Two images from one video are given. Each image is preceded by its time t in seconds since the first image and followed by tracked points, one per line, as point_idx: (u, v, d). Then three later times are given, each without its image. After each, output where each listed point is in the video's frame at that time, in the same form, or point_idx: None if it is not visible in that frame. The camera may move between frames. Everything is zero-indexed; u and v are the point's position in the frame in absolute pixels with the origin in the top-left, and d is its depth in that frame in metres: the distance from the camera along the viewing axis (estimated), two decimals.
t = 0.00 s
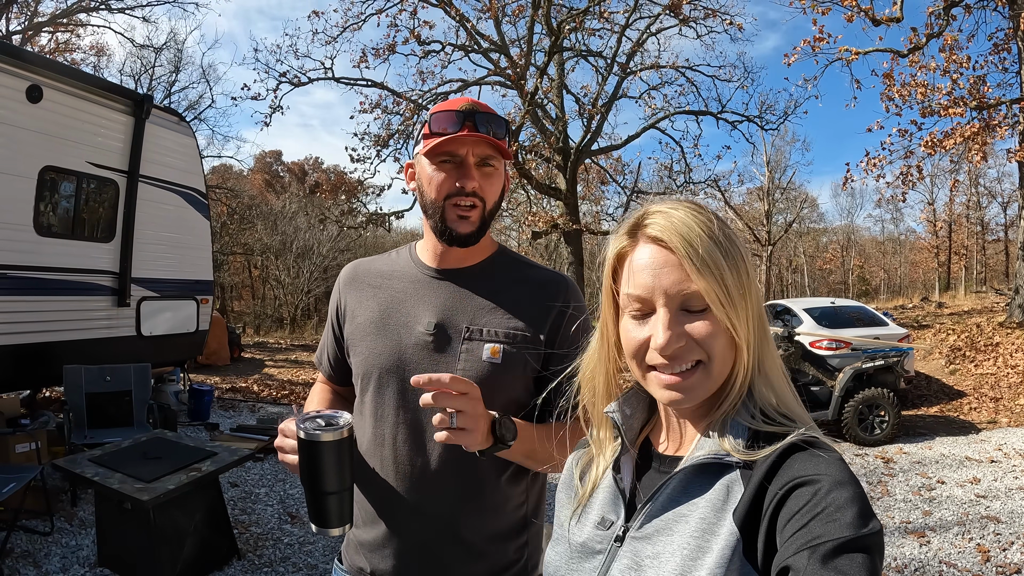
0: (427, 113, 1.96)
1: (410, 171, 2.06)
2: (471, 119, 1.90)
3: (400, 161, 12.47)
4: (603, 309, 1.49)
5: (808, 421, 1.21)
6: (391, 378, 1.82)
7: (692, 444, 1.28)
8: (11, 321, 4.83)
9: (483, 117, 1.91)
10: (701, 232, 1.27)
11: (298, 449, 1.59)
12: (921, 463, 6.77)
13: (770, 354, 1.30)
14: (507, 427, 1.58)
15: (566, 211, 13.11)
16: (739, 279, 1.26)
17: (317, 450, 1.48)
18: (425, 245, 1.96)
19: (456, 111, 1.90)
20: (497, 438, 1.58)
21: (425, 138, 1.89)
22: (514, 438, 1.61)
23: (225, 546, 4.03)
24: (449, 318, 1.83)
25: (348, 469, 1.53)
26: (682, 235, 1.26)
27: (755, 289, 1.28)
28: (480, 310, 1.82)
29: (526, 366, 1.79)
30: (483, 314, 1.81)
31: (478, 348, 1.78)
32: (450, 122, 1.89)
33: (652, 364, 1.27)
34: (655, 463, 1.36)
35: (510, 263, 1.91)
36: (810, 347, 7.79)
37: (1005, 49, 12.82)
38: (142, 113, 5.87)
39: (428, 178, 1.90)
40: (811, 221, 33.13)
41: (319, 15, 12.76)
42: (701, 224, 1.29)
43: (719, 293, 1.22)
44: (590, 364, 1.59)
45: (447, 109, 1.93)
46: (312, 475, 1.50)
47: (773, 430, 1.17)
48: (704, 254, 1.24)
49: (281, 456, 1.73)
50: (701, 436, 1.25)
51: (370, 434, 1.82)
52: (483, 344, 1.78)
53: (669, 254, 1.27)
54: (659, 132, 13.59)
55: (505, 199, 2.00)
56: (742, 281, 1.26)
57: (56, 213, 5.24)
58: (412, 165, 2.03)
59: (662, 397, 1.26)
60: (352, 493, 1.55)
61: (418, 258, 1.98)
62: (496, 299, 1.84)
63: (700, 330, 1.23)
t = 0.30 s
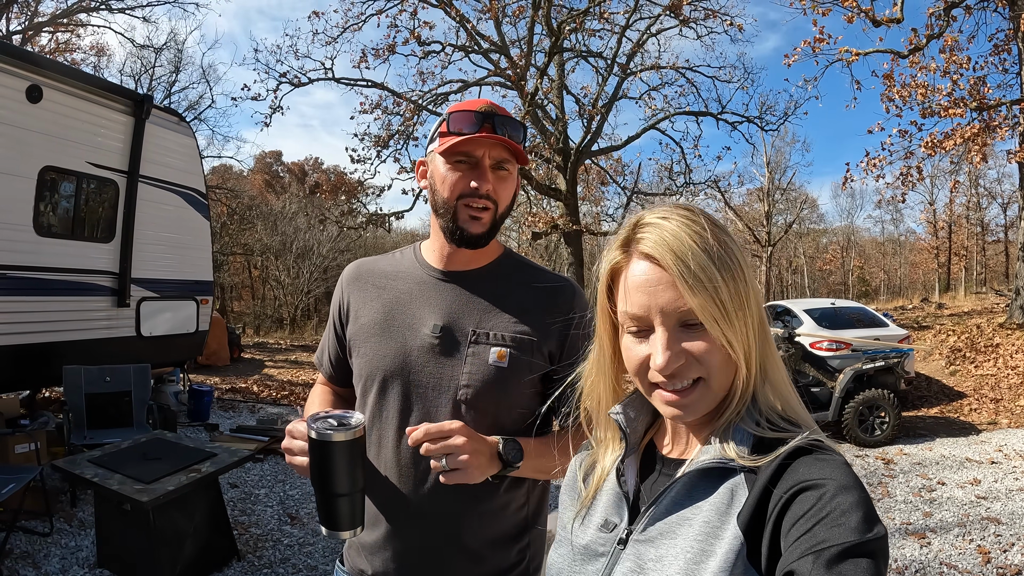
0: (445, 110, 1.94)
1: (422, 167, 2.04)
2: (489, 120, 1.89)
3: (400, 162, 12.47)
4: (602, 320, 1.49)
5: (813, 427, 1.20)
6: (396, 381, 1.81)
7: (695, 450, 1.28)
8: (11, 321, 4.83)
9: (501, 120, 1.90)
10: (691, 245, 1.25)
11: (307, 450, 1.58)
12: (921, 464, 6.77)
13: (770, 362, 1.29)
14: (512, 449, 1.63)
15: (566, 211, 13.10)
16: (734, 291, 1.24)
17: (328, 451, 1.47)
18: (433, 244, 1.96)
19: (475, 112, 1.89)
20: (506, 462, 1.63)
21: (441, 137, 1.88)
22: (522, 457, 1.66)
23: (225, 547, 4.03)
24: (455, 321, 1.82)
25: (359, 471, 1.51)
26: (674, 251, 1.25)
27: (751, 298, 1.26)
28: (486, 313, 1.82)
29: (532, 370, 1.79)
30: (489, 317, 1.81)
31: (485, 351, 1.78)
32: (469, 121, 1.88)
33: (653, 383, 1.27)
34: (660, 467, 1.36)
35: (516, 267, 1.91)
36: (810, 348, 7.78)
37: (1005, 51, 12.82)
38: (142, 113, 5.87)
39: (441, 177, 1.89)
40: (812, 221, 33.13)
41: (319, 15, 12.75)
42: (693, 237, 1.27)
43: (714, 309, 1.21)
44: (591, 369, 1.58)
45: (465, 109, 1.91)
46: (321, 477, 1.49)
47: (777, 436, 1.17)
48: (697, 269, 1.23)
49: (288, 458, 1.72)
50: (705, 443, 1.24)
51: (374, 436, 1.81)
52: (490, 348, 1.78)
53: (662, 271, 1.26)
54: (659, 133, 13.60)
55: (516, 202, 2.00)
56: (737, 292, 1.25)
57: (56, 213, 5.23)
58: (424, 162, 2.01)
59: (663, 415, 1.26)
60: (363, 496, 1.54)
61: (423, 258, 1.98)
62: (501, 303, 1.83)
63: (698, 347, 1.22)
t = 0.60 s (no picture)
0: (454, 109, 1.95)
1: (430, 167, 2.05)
2: (497, 118, 1.90)
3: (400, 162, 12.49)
4: (609, 311, 1.46)
5: (817, 419, 1.21)
6: (403, 378, 1.81)
7: (700, 444, 1.28)
8: (12, 320, 4.83)
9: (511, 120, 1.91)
10: (713, 234, 1.26)
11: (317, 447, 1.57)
12: (922, 464, 6.77)
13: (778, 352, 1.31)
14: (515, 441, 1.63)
15: (566, 212, 13.11)
16: (751, 280, 1.25)
17: (339, 448, 1.46)
18: (440, 242, 1.96)
19: (484, 109, 1.89)
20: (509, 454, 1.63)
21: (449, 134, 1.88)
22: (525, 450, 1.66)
23: (225, 547, 4.03)
24: (464, 319, 1.82)
25: (371, 469, 1.50)
26: (697, 238, 1.25)
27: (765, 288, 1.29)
28: (495, 311, 1.82)
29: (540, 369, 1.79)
30: (498, 315, 1.81)
31: (493, 349, 1.78)
32: (477, 119, 1.88)
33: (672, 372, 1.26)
34: (663, 461, 1.36)
35: (524, 267, 1.92)
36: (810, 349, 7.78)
37: (1005, 51, 12.84)
38: (143, 113, 5.87)
39: (449, 174, 1.89)
40: (811, 222, 33.15)
41: (320, 15, 12.77)
42: (711, 227, 1.27)
43: (737, 297, 1.22)
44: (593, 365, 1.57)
45: (473, 106, 1.92)
46: (332, 473, 1.48)
47: (782, 429, 1.17)
48: (719, 257, 1.23)
49: (296, 456, 1.72)
50: (710, 436, 1.24)
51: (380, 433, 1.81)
52: (499, 346, 1.78)
53: (684, 259, 1.25)
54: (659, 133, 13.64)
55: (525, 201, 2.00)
56: (754, 282, 1.26)
57: (56, 213, 5.23)
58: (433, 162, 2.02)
59: (680, 404, 1.25)
60: (373, 494, 1.53)
61: (431, 255, 1.98)
62: (509, 302, 1.83)
63: (719, 336, 1.22)
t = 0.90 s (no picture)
0: (442, 114, 1.97)
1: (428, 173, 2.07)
2: (483, 113, 1.90)
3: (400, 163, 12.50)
4: (618, 305, 1.43)
5: (818, 414, 1.22)
6: (409, 377, 1.82)
7: (705, 439, 1.28)
8: (13, 320, 4.83)
9: (496, 113, 1.91)
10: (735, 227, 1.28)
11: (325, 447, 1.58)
12: (922, 464, 6.77)
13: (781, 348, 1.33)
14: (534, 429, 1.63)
15: (566, 212, 13.11)
16: (765, 273, 1.28)
17: (349, 445, 1.46)
18: (446, 242, 1.97)
19: (470, 108, 1.91)
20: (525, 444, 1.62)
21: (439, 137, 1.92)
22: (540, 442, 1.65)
23: (227, 546, 4.03)
24: (471, 317, 1.83)
25: (378, 467, 1.51)
26: (720, 229, 1.25)
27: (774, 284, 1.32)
28: (502, 311, 1.82)
29: (547, 368, 1.81)
30: (504, 315, 1.82)
31: (500, 348, 1.79)
32: (464, 118, 1.90)
33: (695, 363, 1.24)
34: (665, 459, 1.36)
35: (532, 266, 1.92)
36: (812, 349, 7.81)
37: (1005, 52, 12.83)
38: (144, 112, 5.87)
39: (444, 176, 1.91)
40: (811, 222, 33.14)
41: (320, 16, 12.77)
42: (731, 219, 1.29)
43: (757, 288, 1.24)
44: (595, 361, 1.55)
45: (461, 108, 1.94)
46: (341, 471, 1.48)
47: (784, 424, 1.18)
48: (740, 247, 1.25)
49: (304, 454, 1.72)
50: (715, 431, 1.24)
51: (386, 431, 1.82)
52: (505, 345, 1.79)
53: (707, 249, 1.26)
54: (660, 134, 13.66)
55: (525, 192, 1.98)
56: (766, 275, 1.29)
57: (57, 213, 5.23)
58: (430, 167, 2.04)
59: (699, 396, 1.24)
60: (380, 490, 1.54)
61: (438, 255, 1.98)
62: (515, 303, 1.84)
63: (741, 327, 1.23)
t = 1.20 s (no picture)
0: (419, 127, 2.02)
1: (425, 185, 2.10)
2: (456, 112, 1.93)
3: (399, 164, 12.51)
4: (621, 307, 1.43)
5: (817, 417, 1.22)
6: (416, 379, 1.82)
7: (704, 442, 1.28)
8: (11, 321, 4.82)
9: (469, 109, 1.93)
10: (737, 230, 1.28)
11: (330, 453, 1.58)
12: (921, 465, 6.78)
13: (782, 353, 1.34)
14: (539, 441, 1.64)
15: (564, 214, 13.12)
16: (767, 276, 1.29)
17: (352, 453, 1.46)
18: (452, 244, 1.97)
19: (443, 112, 1.94)
20: (529, 455, 1.64)
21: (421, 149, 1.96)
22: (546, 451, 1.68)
23: (225, 549, 4.01)
24: (478, 320, 1.82)
25: (383, 474, 1.51)
26: (724, 231, 1.26)
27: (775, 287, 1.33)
28: (509, 314, 1.82)
29: (555, 372, 1.80)
30: (512, 319, 1.82)
31: (509, 352, 1.79)
32: (440, 122, 1.93)
33: (697, 365, 1.24)
34: (665, 462, 1.36)
35: (540, 269, 1.92)
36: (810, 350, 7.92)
37: (1002, 54, 12.88)
38: (142, 114, 5.88)
39: (437, 184, 1.94)
40: (809, 224, 33.22)
41: (318, 17, 12.78)
42: (733, 222, 1.29)
43: (759, 292, 1.24)
44: (598, 363, 1.55)
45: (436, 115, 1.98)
46: (345, 477, 1.48)
47: (784, 427, 1.18)
48: (744, 250, 1.25)
49: (309, 460, 1.72)
50: (714, 434, 1.24)
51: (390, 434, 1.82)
52: (514, 349, 1.79)
53: (712, 252, 1.26)
54: (658, 135, 13.68)
55: (521, 177, 1.97)
56: (769, 278, 1.29)
57: (54, 215, 5.22)
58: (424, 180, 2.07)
59: (700, 399, 1.24)
60: (384, 497, 1.53)
61: (445, 256, 1.98)
62: (524, 305, 1.84)
63: (744, 330, 1.23)
